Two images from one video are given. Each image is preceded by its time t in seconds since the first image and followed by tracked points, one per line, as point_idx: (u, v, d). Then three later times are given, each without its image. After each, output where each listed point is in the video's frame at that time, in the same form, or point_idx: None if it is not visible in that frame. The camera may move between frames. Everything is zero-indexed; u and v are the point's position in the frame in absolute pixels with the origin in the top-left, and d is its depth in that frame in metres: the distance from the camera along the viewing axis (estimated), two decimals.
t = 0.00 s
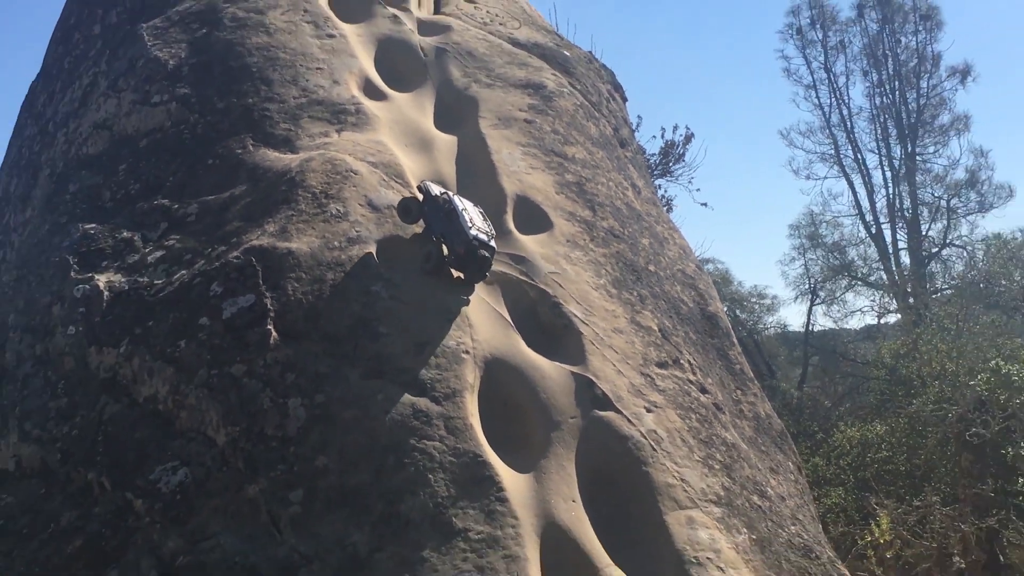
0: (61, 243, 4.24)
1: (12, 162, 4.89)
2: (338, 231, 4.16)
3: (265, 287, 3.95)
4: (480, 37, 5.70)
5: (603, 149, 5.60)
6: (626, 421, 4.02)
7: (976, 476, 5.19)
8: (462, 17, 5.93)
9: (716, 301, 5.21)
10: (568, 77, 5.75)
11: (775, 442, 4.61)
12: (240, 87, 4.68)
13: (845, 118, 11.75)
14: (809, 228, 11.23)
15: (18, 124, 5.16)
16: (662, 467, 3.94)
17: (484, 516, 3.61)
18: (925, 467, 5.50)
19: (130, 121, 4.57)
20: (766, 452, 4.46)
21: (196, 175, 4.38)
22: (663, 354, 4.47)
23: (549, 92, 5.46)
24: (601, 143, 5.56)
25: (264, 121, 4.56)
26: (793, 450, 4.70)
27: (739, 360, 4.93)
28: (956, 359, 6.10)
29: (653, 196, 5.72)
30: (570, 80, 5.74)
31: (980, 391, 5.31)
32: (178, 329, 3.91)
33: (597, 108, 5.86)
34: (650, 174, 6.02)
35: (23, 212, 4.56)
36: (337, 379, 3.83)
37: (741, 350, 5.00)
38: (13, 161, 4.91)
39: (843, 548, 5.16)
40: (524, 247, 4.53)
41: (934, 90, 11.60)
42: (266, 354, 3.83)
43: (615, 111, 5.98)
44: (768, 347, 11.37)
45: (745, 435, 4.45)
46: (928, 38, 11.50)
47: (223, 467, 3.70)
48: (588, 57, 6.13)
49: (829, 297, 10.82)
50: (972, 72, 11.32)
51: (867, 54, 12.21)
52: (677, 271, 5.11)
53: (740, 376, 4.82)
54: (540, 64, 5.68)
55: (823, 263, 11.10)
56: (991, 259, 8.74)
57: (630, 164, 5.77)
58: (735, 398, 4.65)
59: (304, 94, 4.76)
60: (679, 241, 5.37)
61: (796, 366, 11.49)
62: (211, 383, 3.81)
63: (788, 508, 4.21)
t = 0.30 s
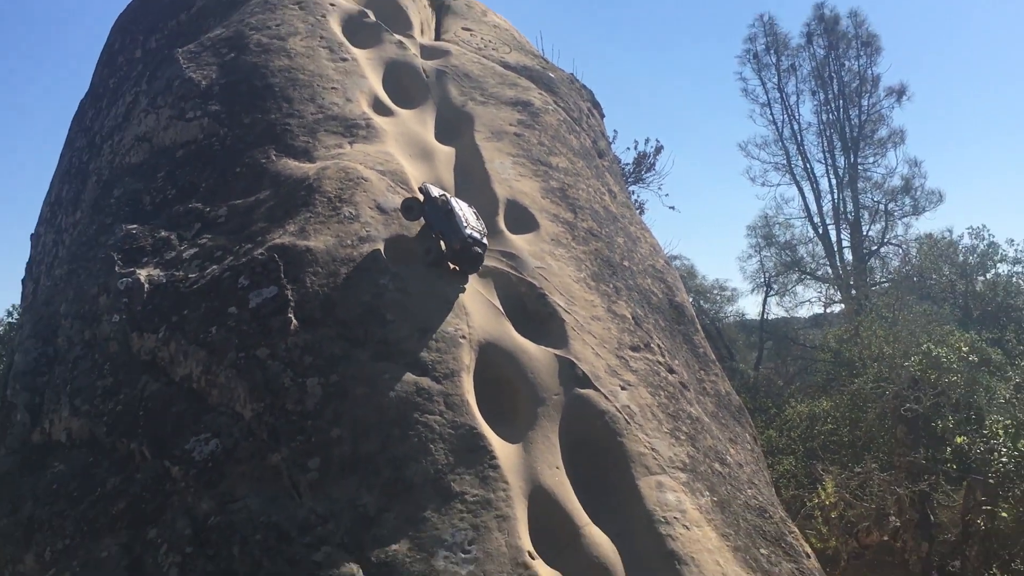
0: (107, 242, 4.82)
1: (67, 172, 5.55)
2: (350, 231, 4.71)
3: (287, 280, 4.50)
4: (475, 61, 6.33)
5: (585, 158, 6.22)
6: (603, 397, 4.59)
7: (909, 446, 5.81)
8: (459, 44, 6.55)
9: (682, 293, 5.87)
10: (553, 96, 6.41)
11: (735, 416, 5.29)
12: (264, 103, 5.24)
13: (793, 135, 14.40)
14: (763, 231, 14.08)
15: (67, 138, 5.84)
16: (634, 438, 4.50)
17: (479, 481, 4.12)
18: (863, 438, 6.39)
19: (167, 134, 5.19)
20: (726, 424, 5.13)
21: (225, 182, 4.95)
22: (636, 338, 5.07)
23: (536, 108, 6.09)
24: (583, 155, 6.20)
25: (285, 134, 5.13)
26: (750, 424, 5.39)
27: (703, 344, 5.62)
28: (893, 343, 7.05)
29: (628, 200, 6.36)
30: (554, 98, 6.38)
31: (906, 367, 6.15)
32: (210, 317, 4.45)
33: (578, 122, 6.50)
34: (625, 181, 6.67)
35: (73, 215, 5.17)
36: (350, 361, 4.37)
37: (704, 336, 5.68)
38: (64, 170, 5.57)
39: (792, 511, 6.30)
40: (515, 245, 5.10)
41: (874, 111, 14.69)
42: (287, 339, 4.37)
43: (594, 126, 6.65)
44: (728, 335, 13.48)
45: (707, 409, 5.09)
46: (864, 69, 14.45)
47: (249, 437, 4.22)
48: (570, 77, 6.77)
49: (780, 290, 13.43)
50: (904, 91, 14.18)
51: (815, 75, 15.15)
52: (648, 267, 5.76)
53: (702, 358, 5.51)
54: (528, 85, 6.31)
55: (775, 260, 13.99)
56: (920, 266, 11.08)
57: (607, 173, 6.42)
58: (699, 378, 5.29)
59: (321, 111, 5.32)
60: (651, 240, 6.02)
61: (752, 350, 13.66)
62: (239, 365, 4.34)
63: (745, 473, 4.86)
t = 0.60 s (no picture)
0: (137, 237, 5.38)
1: (100, 176, 6.11)
2: (357, 228, 5.20)
3: (300, 272, 4.98)
4: (469, 74, 6.84)
5: (569, 161, 6.76)
6: (585, 376, 5.10)
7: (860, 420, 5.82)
8: (454, 58, 7.07)
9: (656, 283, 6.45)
10: (539, 105, 6.96)
11: (704, 394, 5.89)
12: (278, 112, 5.77)
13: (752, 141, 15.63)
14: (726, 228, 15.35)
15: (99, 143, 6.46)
16: (612, 413, 5.01)
17: (473, 452, 4.58)
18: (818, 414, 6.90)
19: (191, 139, 5.74)
20: (695, 401, 5.72)
21: (243, 184, 5.50)
22: (615, 324, 5.61)
23: (524, 117, 6.62)
24: (567, 159, 6.72)
25: (297, 140, 5.65)
26: (717, 402, 5.98)
27: (675, 330, 6.21)
28: (846, 329, 7.55)
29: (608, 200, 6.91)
30: (540, 108, 6.93)
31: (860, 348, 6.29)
32: (230, 305, 4.94)
33: (562, 129, 7.05)
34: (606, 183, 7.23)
35: (105, 214, 5.77)
36: (357, 345, 4.84)
37: (676, 322, 6.28)
38: (98, 171, 6.19)
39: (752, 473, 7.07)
40: (505, 241, 5.62)
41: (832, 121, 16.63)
42: (300, 325, 4.84)
43: (577, 132, 7.21)
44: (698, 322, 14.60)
45: (678, 387, 5.67)
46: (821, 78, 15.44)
47: (265, 414, 4.67)
48: (555, 88, 7.31)
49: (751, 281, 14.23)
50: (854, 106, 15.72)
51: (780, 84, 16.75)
52: (625, 261, 6.32)
53: (674, 341, 6.09)
54: (517, 96, 6.84)
55: (739, 255, 15.29)
56: (870, 258, 11.63)
57: (589, 175, 6.96)
58: (671, 360, 5.86)
59: (330, 119, 5.84)
60: (628, 236, 6.57)
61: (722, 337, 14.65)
62: (257, 348, 4.80)
63: (713, 446, 5.44)
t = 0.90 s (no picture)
0: (159, 231, 5.89)
1: (125, 172, 6.72)
2: (362, 223, 5.61)
3: (309, 264, 5.39)
4: (466, 80, 7.26)
5: (558, 160, 7.19)
6: (572, 359, 5.52)
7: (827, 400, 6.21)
8: (451, 65, 7.49)
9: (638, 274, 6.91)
10: (530, 109, 7.39)
11: (681, 375, 6.38)
12: (288, 116, 6.21)
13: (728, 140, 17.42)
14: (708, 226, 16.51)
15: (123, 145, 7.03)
16: (598, 394, 5.42)
17: (470, 430, 4.95)
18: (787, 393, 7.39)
19: (208, 141, 6.21)
20: (675, 382, 6.19)
21: (255, 183, 5.95)
22: (600, 312, 6.05)
23: (516, 119, 7.04)
24: (555, 159, 7.14)
25: (306, 141, 6.08)
26: (694, 384, 6.45)
27: (656, 317, 6.65)
28: (813, 315, 8.06)
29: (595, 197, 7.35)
30: (531, 111, 7.36)
31: (826, 331, 6.68)
32: (245, 294, 5.36)
33: (552, 130, 7.49)
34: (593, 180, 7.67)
35: (130, 210, 6.30)
36: (362, 331, 5.23)
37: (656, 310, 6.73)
38: (123, 171, 6.73)
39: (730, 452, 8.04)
40: (499, 235, 6.04)
41: (796, 122, 18.69)
42: (310, 313, 5.24)
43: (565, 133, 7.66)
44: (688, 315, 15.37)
45: (659, 369, 6.13)
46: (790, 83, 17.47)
47: (277, 395, 5.05)
48: (546, 92, 7.73)
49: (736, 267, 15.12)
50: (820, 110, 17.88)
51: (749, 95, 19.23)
52: (610, 253, 6.77)
53: (655, 328, 6.55)
54: (510, 100, 7.27)
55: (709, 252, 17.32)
56: (836, 250, 12.43)
57: (576, 174, 7.39)
58: (652, 345, 6.32)
59: (337, 122, 6.26)
60: (613, 230, 7.02)
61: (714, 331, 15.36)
62: (270, 335, 5.20)
63: (690, 424, 5.90)
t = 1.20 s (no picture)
0: (166, 227, 6.10)
1: (133, 170, 6.93)
2: (362, 219, 5.82)
3: (312, 258, 5.59)
4: (462, 81, 7.46)
5: (552, 158, 7.40)
6: (566, 349, 5.73)
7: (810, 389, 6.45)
8: (449, 65, 7.70)
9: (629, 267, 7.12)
10: (524, 108, 7.59)
11: (670, 364, 6.59)
12: (291, 115, 6.41)
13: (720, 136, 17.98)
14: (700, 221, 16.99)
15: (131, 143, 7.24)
16: (591, 383, 5.63)
17: (467, 417, 5.15)
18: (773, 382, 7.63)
19: (214, 140, 6.42)
20: (664, 371, 6.41)
21: (259, 180, 6.15)
22: (593, 304, 6.25)
23: (511, 118, 7.25)
24: (549, 156, 7.35)
25: (308, 140, 6.28)
26: (682, 373, 6.67)
27: (646, 309, 6.86)
28: (798, 306, 8.30)
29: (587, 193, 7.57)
30: (526, 110, 7.57)
31: (809, 322, 6.91)
32: (250, 288, 5.56)
33: (546, 128, 7.70)
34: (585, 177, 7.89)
35: (138, 207, 6.51)
36: (363, 323, 5.42)
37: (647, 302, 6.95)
38: (131, 169, 6.95)
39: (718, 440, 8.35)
40: (495, 230, 6.24)
41: (780, 123, 19.21)
42: (312, 305, 5.43)
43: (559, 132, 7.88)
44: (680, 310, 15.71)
45: (649, 359, 6.34)
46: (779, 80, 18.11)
47: (281, 385, 5.25)
48: (540, 92, 7.94)
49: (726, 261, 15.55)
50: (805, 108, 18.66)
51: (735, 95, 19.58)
52: (602, 247, 6.98)
53: (645, 319, 6.76)
54: (505, 100, 7.48)
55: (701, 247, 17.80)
56: (821, 245, 12.75)
57: (569, 171, 7.60)
58: (643, 336, 6.54)
59: (338, 121, 6.46)
60: (605, 225, 7.23)
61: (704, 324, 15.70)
62: (274, 326, 5.40)
63: (679, 412, 6.11)
